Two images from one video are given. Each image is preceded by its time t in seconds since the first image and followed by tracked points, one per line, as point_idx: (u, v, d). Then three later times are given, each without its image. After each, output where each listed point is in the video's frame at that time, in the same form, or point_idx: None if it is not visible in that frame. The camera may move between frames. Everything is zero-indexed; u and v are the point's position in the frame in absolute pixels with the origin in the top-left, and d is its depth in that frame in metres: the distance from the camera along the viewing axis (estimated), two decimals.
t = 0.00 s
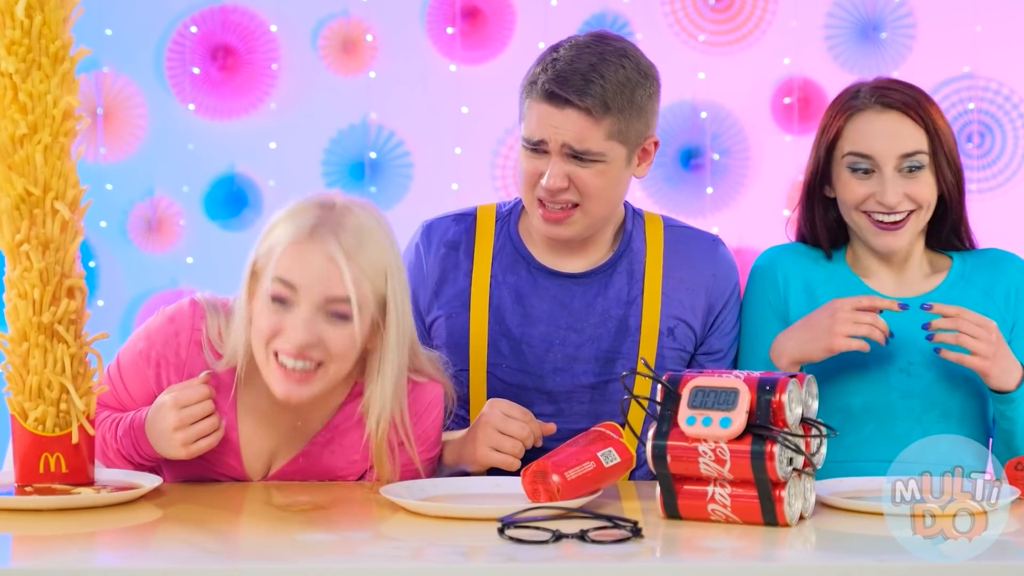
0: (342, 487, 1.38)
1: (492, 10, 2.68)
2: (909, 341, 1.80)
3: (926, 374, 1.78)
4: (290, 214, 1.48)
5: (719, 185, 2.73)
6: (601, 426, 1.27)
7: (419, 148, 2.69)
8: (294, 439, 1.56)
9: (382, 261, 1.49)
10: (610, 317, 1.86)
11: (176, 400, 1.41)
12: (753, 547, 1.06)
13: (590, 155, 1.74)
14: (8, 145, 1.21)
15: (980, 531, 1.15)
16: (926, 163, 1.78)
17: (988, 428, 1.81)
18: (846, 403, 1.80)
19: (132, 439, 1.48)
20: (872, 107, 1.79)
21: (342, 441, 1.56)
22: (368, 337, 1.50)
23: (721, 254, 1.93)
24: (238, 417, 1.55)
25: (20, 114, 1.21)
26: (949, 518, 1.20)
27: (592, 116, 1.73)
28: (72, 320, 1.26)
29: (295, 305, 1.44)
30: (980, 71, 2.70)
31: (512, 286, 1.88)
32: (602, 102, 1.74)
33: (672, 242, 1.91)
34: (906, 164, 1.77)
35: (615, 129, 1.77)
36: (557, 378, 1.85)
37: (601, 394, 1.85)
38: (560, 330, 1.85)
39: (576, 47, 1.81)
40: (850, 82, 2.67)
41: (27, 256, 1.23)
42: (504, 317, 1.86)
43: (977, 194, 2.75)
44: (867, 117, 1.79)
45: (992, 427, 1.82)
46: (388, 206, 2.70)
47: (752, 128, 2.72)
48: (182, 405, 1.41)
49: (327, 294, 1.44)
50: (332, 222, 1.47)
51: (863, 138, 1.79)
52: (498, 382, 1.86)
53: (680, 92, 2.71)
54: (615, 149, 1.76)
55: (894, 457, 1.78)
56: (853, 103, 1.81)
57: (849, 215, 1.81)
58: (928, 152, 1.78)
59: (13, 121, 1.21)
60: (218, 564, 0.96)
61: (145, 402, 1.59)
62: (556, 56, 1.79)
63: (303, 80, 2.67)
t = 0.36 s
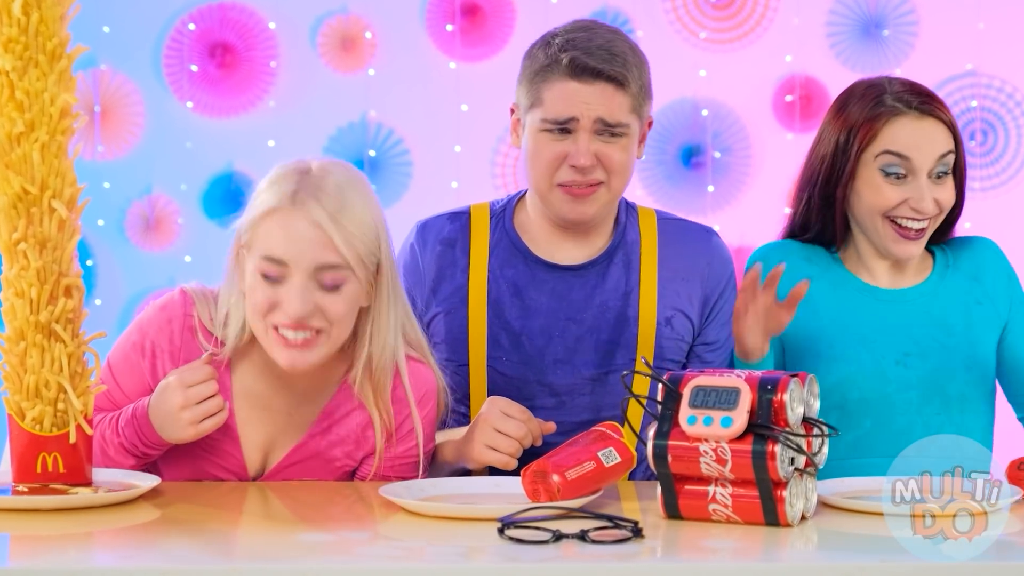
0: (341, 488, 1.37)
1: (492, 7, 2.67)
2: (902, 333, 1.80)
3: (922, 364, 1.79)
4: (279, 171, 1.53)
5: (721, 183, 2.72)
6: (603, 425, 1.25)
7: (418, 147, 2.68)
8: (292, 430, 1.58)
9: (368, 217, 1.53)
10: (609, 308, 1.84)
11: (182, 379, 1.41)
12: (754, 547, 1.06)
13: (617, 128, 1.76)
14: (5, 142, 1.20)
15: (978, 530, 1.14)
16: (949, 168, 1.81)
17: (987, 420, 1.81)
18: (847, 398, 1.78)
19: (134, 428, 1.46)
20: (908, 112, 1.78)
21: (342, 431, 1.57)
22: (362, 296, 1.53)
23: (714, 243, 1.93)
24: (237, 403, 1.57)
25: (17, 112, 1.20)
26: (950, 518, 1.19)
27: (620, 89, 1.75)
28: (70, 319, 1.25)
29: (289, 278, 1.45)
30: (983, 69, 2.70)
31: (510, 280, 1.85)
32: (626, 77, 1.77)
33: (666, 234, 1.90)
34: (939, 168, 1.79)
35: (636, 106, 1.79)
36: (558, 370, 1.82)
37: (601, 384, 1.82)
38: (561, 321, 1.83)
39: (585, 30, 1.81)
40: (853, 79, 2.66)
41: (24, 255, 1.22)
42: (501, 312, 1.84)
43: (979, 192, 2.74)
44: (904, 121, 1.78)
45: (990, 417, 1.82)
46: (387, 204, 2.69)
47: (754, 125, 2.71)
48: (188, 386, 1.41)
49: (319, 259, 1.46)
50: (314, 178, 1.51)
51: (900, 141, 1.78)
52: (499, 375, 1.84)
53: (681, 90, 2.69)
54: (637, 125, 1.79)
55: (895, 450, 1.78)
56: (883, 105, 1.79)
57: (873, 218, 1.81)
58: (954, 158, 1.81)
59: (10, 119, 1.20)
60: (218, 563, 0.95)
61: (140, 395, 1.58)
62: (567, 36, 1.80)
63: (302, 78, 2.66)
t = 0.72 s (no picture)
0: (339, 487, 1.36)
1: (492, 4, 2.66)
2: (905, 329, 1.79)
3: (927, 360, 1.78)
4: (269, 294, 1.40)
5: (722, 181, 2.70)
6: (600, 425, 1.24)
7: (417, 145, 2.67)
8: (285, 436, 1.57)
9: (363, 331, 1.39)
10: (583, 290, 1.78)
11: (173, 412, 1.40)
12: (756, 547, 1.05)
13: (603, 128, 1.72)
14: (2, 140, 1.19)
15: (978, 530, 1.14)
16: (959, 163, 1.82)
17: (990, 415, 1.80)
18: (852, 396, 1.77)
19: (128, 452, 1.45)
20: (926, 106, 1.78)
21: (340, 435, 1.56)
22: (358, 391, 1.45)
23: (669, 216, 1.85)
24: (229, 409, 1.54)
25: (14, 110, 1.19)
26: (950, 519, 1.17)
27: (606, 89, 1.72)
28: (67, 318, 1.24)
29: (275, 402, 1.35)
30: (986, 66, 2.69)
31: (483, 274, 1.78)
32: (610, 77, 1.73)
33: (622, 216, 1.83)
34: (954, 160, 1.79)
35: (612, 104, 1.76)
36: (541, 359, 1.76)
37: (586, 369, 1.77)
38: (537, 309, 1.77)
39: (565, 32, 1.74)
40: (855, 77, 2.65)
41: (21, 253, 1.21)
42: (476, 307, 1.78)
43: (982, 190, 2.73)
44: (922, 114, 1.77)
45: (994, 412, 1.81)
46: (387, 202, 2.68)
47: (755, 123, 2.70)
48: (178, 417, 1.39)
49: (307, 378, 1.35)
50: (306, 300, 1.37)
51: (919, 134, 1.77)
52: (481, 370, 1.76)
53: (682, 87, 2.68)
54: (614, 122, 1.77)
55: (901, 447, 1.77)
56: (899, 98, 1.78)
57: (888, 212, 1.79)
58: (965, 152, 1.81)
59: (7, 116, 1.19)
60: (215, 564, 0.94)
61: (132, 414, 1.55)
62: (548, 34, 1.74)
63: (301, 76, 2.65)
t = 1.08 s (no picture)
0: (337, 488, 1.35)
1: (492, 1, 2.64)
2: (908, 329, 1.78)
3: (931, 361, 1.77)
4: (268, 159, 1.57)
5: (723, 179, 2.70)
6: (594, 425, 1.24)
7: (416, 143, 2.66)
8: (278, 432, 1.55)
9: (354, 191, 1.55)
10: (530, 270, 1.81)
11: (159, 386, 1.39)
12: (756, 548, 1.04)
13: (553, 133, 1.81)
14: None
15: (979, 530, 1.13)
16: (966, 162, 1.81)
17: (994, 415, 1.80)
18: (855, 396, 1.76)
19: (116, 436, 1.44)
20: (936, 102, 1.77)
21: (332, 433, 1.55)
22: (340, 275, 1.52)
23: (605, 190, 1.89)
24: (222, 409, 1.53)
25: (10, 108, 1.18)
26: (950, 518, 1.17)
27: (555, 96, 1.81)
28: (63, 317, 1.23)
29: (267, 222, 1.46)
30: (989, 64, 2.67)
31: (430, 265, 1.80)
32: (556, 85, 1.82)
33: (563, 199, 1.87)
34: (960, 160, 1.78)
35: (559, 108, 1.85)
36: (497, 338, 1.78)
37: (543, 344, 1.79)
38: (489, 292, 1.79)
39: (509, 48, 1.82)
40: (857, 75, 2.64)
41: (17, 252, 1.20)
42: (429, 296, 1.78)
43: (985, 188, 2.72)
44: (931, 112, 1.77)
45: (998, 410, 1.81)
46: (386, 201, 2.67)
47: (757, 121, 2.69)
48: (166, 391, 1.39)
49: (300, 210, 1.48)
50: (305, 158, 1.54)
51: (928, 131, 1.76)
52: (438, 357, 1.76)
53: (683, 84, 2.67)
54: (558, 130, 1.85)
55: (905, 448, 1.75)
56: (907, 95, 1.78)
57: (894, 208, 1.78)
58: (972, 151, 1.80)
59: (3, 114, 1.18)
60: (213, 566, 0.93)
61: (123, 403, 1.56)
62: (495, 52, 1.81)
63: (299, 73, 2.64)
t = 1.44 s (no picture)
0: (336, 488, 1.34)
1: None
2: (906, 328, 1.78)
3: (928, 361, 1.76)
4: (287, 298, 1.33)
5: (725, 177, 2.69)
6: (594, 423, 1.23)
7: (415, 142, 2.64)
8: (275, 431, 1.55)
9: (384, 369, 1.33)
10: (520, 271, 1.79)
11: (158, 405, 1.38)
12: (759, 548, 1.03)
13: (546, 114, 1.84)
14: None
15: (979, 528, 1.12)
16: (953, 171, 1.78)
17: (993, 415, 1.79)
18: (852, 395, 1.76)
19: (112, 449, 1.44)
20: (917, 111, 1.76)
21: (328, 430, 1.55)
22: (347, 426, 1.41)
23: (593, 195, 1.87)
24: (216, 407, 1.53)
25: (8, 106, 1.17)
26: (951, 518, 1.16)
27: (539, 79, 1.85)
28: (61, 317, 1.22)
29: (286, 435, 1.30)
30: (991, 61, 2.66)
31: (418, 271, 1.78)
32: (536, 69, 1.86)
33: (551, 203, 1.85)
34: (944, 169, 1.76)
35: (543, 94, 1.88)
36: (490, 340, 1.76)
37: (537, 344, 1.77)
38: (479, 294, 1.77)
39: (486, 36, 1.85)
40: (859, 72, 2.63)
41: (15, 251, 1.19)
42: (419, 301, 1.77)
43: (988, 187, 2.71)
44: (911, 120, 1.75)
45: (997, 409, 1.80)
46: (384, 200, 2.66)
47: (758, 119, 2.68)
48: (163, 410, 1.38)
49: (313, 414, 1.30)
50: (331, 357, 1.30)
51: (905, 139, 1.75)
52: (433, 360, 1.75)
53: (684, 82, 2.66)
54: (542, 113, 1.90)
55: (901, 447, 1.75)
56: (894, 101, 1.77)
57: (874, 214, 1.78)
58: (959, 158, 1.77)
59: (1, 113, 1.17)
60: (213, 565, 0.92)
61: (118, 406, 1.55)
62: (477, 41, 1.84)
63: (298, 70, 2.63)
